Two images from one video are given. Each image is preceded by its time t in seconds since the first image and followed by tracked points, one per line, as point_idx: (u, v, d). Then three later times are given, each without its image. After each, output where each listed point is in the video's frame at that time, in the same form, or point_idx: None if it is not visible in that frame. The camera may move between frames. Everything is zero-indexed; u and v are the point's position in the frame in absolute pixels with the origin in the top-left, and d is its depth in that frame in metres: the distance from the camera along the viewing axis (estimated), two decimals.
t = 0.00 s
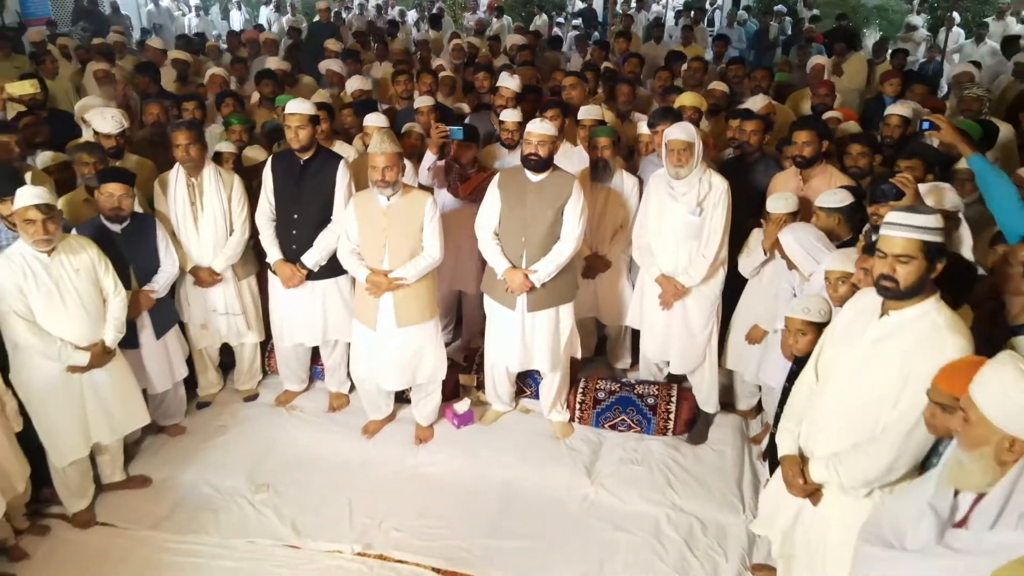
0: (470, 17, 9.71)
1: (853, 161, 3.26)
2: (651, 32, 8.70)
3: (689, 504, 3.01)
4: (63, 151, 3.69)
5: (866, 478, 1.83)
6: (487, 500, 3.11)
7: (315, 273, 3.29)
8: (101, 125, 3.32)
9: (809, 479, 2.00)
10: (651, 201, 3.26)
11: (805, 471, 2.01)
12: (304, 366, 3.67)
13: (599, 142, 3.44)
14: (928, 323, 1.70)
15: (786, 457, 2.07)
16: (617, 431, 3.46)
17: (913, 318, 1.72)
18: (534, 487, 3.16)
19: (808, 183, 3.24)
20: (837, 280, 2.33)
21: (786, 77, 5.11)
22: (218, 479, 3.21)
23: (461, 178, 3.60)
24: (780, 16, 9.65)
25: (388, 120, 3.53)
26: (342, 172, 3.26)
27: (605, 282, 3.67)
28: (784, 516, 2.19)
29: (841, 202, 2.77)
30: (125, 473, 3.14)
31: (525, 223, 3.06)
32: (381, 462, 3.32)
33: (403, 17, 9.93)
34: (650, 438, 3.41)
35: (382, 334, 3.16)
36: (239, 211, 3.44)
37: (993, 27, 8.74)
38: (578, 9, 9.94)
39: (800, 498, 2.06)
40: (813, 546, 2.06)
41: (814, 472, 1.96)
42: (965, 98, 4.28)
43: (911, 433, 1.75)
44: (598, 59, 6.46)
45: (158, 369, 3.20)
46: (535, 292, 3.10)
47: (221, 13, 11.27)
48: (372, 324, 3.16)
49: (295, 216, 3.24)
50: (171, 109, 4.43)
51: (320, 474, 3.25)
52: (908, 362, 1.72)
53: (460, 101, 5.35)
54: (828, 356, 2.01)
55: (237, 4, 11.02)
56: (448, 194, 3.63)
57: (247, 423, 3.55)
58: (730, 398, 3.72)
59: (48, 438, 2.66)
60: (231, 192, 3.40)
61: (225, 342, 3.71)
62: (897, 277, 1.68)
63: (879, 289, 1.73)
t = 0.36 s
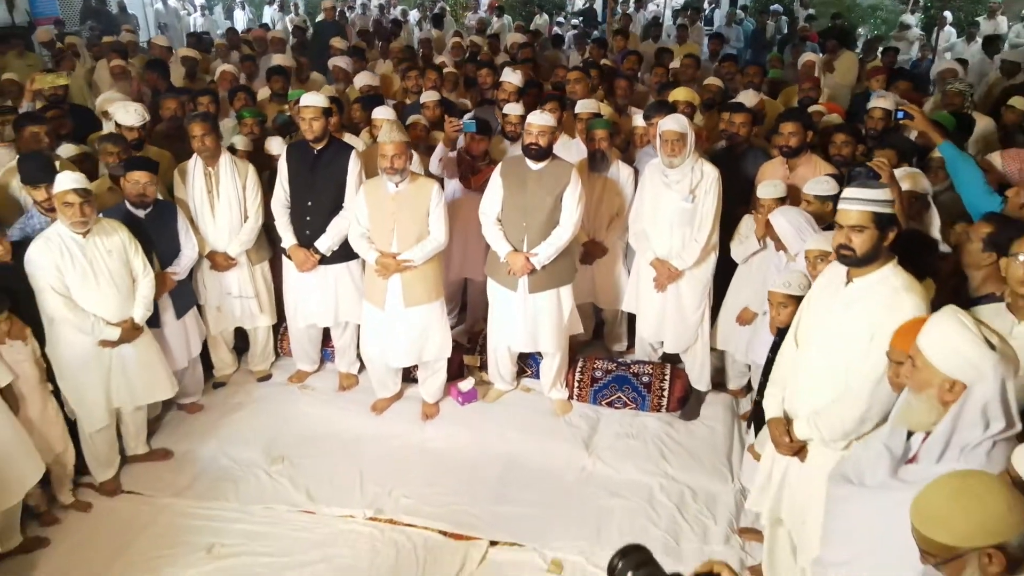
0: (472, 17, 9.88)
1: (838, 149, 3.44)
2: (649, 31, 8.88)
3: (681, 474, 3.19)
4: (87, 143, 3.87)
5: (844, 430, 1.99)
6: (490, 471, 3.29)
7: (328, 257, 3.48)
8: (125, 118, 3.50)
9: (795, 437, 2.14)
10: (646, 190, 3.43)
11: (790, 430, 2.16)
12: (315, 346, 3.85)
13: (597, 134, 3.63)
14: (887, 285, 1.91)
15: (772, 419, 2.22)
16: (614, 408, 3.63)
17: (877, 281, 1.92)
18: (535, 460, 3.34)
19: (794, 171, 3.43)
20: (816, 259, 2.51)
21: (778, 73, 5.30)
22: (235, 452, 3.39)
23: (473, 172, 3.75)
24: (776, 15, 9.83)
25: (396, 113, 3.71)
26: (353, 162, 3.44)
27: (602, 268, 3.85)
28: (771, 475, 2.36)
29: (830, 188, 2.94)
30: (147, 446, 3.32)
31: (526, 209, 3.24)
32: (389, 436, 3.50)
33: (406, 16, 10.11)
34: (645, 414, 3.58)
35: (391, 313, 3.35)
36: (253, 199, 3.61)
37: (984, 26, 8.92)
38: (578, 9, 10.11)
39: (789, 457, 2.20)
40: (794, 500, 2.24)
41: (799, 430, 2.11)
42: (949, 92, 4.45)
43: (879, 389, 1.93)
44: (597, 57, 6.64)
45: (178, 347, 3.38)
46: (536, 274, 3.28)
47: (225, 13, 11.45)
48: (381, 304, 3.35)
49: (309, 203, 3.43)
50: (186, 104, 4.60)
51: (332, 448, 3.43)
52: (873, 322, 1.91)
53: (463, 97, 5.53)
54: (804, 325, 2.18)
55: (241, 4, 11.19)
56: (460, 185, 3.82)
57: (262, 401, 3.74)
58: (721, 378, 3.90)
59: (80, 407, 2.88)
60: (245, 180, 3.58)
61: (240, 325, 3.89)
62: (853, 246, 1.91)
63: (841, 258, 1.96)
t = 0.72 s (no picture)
0: (473, 16, 10.05)
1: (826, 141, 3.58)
2: (648, 30, 9.05)
3: (674, 448, 3.37)
4: (107, 135, 4.04)
5: (821, 392, 2.15)
6: (492, 445, 3.47)
7: (338, 244, 3.66)
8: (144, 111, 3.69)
9: (778, 403, 2.31)
10: (642, 180, 3.60)
11: (775, 396, 2.32)
12: (324, 330, 4.02)
13: (595, 126, 3.80)
14: (855, 257, 2.11)
15: (757, 387, 2.38)
16: (610, 388, 3.82)
17: (846, 254, 2.12)
18: (535, 435, 3.51)
19: (783, 162, 3.60)
20: (800, 241, 2.70)
21: (771, 70, 5.47)
22: (250, 428, 3.56)
23: (477, 164, 3.92)
24: (773, 15, 9.98)
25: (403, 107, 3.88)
26: (362, 153, 3.62)
27: (600, 255, 4.03)
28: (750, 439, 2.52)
29: (810, 174, 3.01)
30: (166, 423, 3.49)
31: (526, 197, 3.41)
32: (396, 414, 3.67)
33: (408, 15, 10.27)
34: (639, 394, 3.76)
35: (398, 295, 3.53)
36: (265, 188, 3.77)
37: (976, 25, 9.09)
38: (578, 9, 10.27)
39: (772, 422, 2.37)
40: (774, 463, 2.40)
41: (782, 395, 2.27)
42: (933, 88, 4.64)
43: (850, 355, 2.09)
44: (596, 55, 6.82)
45: (196, 329, 3.55)
46: (536, 259, 3.45)
47: (229, 12, 11.62)
48: (388, 286, 3.53)
49: (321, 192, 3.60)
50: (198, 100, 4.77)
51: (342, 425, 3.60)
52: (843, 293, 2.11)
53: (466, 93, 5.70)
54: (782, 301, 2.35)
55: (245, 3, 11.36)
56: (464, 176, 3.98)
57: (274, 382, 3.91)
58: (713, 360, 4.08)
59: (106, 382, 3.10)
60: (258, 171, 3.75)
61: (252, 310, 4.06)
62: (821, 223, 2.12)
63: (812, 235, 2.17)
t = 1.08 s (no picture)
0: (474, 16, 10.21)
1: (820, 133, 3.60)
2: (646, 29, 9.21)
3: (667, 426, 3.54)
4: (122, 130, 4.20)
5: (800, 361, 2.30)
6: (494, 423, 3.63)
7: (346, 232, 3.83)
8: (159, 105, 3.90)
9: (761, 372, 2.46)
10: (638, 170, 3.75)
11: (758, 365, 2.47)
12: (333, 315, 4.18)
13: (593, 120, 3.96)
14: (833, 237, 2.27)
15: (743, 358, 2.53)
16: (607, 370, 3.98)
17: (824, 234, 2.28)
18: (535, 414, 3.67)
19: (773, 153, 3.76)
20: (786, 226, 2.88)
21: (765, 67, 5.63)
22: (262, 408, 3.72)
23: (479, 156, 4.08)
24: (770, 14, 10.13)
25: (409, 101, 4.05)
26: (371, 145, 3.79)
27: (598, 244, 4.19)
28: (731, 407, 2.67)
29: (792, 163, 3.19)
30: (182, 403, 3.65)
31: (527, 186, 3.57)
32: (401, 395, 3.83)
33: (410, 15, 10.42)
34: (635, 375, 3.93)
35: (403, 280, 3.69)
36: (275, 178, 3.92)
37: (969, 24, 9.24)
38: (578, 8, 10.42)
39: (755, 391, 2.51)
40: (756, 431, 2.55)
41: (766, 365, 2.41)
42: (920, 84, 4.80)
43: (827, 324, 2.25)
44: (595, 52, 6.98)
45: (212, 313, 3.72)
46: (536, 245, 3.62)
47: (233, 12, 11.77)
48: (394, 272, 3.69)
49: (330, 181, 3.76)
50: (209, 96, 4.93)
51: (350, 405, 3.76)
52: (823, 269, 2.26)
53: (468, 89, 5.86)
54: (766, 279, 2.51)
55: (249, 3, 11.51)
56: (468, 168, 4.13)
57: (284, 365, 4.07)
58: (706, 345, 4.23)
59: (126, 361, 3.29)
60: (268, 162, 3.90)
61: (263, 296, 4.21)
62: (803, 206, 2.28)
63: (795, 218, 2.33)
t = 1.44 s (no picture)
0: (475, 15, 10.34)
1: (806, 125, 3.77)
2: (644, 28, 9.35)
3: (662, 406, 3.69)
4: (137, 124, 4.35)
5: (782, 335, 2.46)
6: (496, 404, 3.78)
7: (355, 221, 3.99)
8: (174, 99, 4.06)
9: (745, 346, 2.62)
10: (634, 161, 3.91)
11: (742, 340, 2.63)
12: (340, 302, 4.33)
13: (592, 113, 4.11)
14: (817, 220, 2.41)
15: (729, 333, 2.69)
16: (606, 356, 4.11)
17: (809, 217, 2.43)
18: (535, 395, 3.83)
19: (765, 144, 3.91)
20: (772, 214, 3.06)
21: (759, 64, 5.78)
22: (274, 390, 3.88)
23: (481, 148, 4.24)
24: (768, 13, 10.26)
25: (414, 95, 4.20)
26: (380, 138, 3.94)
27: (597, 233, 4.35)
28: (718, 382, 2.83)
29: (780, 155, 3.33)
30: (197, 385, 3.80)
31: (526, 175, 3.73)
32: (407, 377, 3.99)
33: (411, 14, 10.56)
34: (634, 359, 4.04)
35: (408, 266, 3.85)
36: (285, 169, 4.09)
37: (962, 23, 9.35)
38: (578, 7, 10.56)
39: (740, 364, 2.68)
40: (741, 402, 2.72)
41: (750, 338, 2.58)
42: (908, 80, 4.95)
43: (809, 300, 2.40)
44: (594, 50, 7.12)
45: (226, 299, 3.88)
46: (537, 233, 3.77)
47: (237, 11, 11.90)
48: (399, 258, 3.84)
49: (340, 172, 3.92)
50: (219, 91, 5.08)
51: (358, 387, 3.92)
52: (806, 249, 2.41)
53: (471, 85, 6.02)
54: (754, 257, 2.66)
55: (254, 2, 11.64)
56: (470, 159, 4.28)
57: (294, 350, 4.22)
58: (700, 331, 4.39)
59: (145, 343, 3.45)
60: (278, 154, 4.06)
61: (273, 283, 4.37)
62: (790, 192, 2.42)
63: (783, 202, 2.47)
